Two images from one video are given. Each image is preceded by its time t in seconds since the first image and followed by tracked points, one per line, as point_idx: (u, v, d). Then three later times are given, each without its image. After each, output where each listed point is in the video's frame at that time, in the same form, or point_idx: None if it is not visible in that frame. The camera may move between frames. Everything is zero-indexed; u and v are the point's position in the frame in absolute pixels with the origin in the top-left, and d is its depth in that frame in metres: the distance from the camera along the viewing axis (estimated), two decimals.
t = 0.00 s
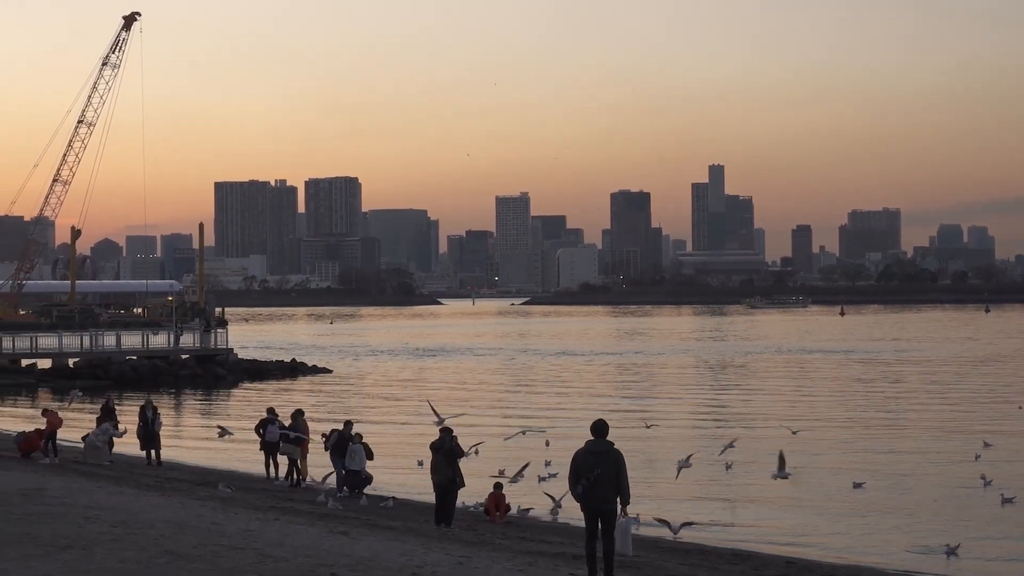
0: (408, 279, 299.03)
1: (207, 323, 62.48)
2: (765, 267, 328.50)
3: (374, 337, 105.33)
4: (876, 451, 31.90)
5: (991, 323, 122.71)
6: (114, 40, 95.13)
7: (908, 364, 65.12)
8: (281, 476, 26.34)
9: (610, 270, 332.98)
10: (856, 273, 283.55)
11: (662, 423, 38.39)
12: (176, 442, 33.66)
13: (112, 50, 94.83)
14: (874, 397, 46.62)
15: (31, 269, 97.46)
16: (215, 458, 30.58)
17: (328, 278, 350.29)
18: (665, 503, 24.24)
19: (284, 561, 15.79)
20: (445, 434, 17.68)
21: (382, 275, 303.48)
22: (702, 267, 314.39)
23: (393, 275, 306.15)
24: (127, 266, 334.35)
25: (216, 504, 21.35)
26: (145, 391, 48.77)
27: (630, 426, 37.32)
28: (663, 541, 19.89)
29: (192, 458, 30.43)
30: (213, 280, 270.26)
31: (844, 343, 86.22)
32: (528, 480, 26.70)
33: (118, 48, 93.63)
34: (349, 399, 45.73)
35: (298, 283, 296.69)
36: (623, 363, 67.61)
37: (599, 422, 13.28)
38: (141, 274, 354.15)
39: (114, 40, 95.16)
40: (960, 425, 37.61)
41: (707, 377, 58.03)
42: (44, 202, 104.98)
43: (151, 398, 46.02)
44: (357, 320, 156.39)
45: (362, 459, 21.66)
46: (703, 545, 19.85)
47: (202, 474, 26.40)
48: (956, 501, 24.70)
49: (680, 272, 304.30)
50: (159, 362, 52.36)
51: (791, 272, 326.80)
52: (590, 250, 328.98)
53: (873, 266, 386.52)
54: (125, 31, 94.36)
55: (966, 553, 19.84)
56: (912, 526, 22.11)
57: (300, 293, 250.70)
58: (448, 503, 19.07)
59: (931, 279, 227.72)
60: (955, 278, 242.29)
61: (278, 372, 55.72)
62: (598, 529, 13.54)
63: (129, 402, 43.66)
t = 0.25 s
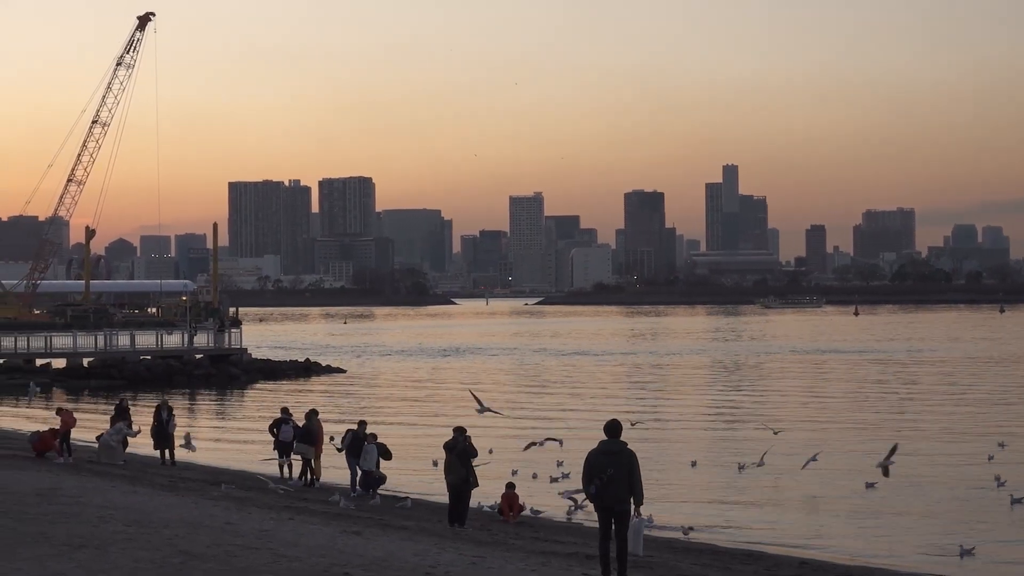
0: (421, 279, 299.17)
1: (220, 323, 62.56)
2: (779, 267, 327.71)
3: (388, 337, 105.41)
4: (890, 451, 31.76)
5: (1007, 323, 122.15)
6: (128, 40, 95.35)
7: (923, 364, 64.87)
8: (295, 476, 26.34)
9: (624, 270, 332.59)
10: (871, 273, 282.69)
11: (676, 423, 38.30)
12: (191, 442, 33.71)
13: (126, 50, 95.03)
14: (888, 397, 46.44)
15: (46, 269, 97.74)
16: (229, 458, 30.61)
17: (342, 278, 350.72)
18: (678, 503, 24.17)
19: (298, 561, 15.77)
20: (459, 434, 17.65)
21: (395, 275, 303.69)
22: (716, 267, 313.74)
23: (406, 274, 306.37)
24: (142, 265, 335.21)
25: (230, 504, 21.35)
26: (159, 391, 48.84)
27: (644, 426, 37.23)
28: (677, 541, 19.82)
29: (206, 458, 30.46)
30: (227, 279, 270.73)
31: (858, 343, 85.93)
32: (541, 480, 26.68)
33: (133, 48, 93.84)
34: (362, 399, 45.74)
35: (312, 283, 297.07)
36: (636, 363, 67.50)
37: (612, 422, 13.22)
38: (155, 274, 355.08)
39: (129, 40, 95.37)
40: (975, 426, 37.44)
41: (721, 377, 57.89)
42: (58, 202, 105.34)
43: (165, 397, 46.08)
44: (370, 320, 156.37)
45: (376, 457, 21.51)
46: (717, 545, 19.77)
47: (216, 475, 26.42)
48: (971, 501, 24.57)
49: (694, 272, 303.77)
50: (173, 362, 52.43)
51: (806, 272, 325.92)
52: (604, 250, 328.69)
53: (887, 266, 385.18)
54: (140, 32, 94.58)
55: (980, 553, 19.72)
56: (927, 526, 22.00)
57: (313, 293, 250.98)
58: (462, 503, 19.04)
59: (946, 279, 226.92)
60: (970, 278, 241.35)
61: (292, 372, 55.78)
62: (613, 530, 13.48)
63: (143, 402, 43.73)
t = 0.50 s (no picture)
0: (434, 279, 299.42)
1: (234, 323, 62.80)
2: (791, 267, 327.20)
3: (401, 337, 105.56)
4: (904, 452, 31.69)
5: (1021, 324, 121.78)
6: (141, 41, 95.63)
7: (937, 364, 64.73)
8: (307, 476, 26.37)
9: (636, 270, 332.45)
10: (883, 273, 282.07)
11: (689, 424, 38.27)
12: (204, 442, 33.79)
13: (139, 50, 95.30)
14: (902, 398, 46.36)
15: (60, 269, 98.13)
16: (242, 458, 30.68)
17: (355, 278, 351.24)
18: (690, 503, 24.16)
19: (310, 560, 15.78)
20: (471, 434, 17.64)
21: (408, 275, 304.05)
22: (729, 267, 313.33)
23: (419, 275, 306.68)
24: (156, 265, 336.15)
25: (243, 504, 21.38)
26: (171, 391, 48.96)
27: (656, 427, 37.22)
28: (690, 541, 19.80)
29: (220, 458, 30.53)
30: (240, 280, 271.40)
31: (871, 343, 85.78)
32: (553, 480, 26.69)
33: (146, 49, 94.12)
34: (375, 399, 45.80)
35: (325, 283, 297.57)
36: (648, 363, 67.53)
37: (625, 423, 13.18)
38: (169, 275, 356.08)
39: (142, 41, 95.65)
40: (989, 426, 37.34)
41: (733, 377, 57.92)
42: (71, 203, 105.76)
43: (178, 397, 46.19)
44: (382, 320, 156.55)
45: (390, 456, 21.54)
46: (729, 545, 19.75)
47: (229, 475, 26.47)
48: (984, 502, 24.51)
49: (707, 272, 303.41)
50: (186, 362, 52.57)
51: (819, 272, 325.38)
52: (616, 251, 328.64)
53: (900, 266, 384.37)
54: (153, 33, 94.86)
55: (994, 554, 19.66)
56: (940, 527, 21.93)
57: (326, 293, 251.48)
58: (474, 503, 19.03)
59: (959, 279, 226.34)
60: (984, 278, 240.66)
61: (305, 372, 55.88)
62: (625, 530, 13.45)
63: (157, 402, 43.85)
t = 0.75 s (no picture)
0: (448, 279, 299.43)
1: (248, 323, 62.86)
2: (806, 267, 326.45)
3: (415, 336, 105.53)
4: (919, 452, 31.55)
5: None
6: (156, 41, 95.80)
7: (952, 364, 64.48)
8: (321, 476, 26.36)
9: (650, 270, 332.06)
10: (898, 273, 281.26)
11: (703, 423, 38.19)
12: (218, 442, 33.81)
13: (154, 51, 95.47)
14: (917, 398, 46.18)
15: (75, 269, 98.39)
16: (256, 458, 30.70)
17: (368, 277, 351.59)
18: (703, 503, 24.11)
19: (324, 560, 15.75)
20: (484, 434, 17.60)
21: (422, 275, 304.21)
22: (743, 267, 312.71)
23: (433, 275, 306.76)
24: (170, 264, 336.78)
25: (257, 503, 21.37)
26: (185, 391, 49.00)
27: (670, 427, 37.14)
28: (704, 541, 19.74)
29: (234, 458, 30.56)
30: (254, 279, 271.91)
31: (885, 343, 85.52)
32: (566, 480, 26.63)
33: (160, 49, 94.29)
34: (388, 398, 45.81)
35: (339, 283, 297.85)
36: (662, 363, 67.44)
37: (638, 422, 13.13)
38: (184, 275, 356.86)
39: (157, 41, 95.81)
40: (1004, 426, 37.19)
41: (747, 377, 57.81)
42: (86, 202, 106.04)
43: (192, 397, 46.26)
44: (396, 320, 156.51)
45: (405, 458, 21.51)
46: (743, 546, 19.68)
47: (243, 474, 26.48)
48: (1001, 503, 24.37)
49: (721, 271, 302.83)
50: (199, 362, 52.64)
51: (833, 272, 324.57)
52: (629, 251, 328.30)
53: (915, 266, 383.28)
54: (167, 33, 95.01)
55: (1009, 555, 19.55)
56: (955, 527, 21.84)
57: (340, 293, 251.78)
58: (487, 503, 18.98)
59: (974, 279, 225.54)
60: (998, 278, 239.74)
61: (319, 372, 55.91)
62: (638, 529, 13.39)
63: (171, 402, 43.91)
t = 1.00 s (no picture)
0: (462, 278, 299.49)
1: (262, 322, 62.95)
2: (820, 267, 325.65)
3: (428, 337, 105.62)
4: (934, 452, 31.42)
5: None
6: (170, 41, 95.99)
7: (968, 364, 64.24)
8: (335, 475, 26.35)
9: (664, 270, 331.70)
10: (913, 274, 280.40)
11: (716, 423, 38.11)
12: (233, 442, 33.84)
13: (168, 50, 95.64)
14: (931, 398, 46.04)
15: (90, 269, 98.62)
16: (270, 457, 30.73)
17: (383, 277, 351.96)
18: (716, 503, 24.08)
19: (338, 560, 15.72)
20: (499, 434, 17.54)
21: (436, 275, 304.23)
22: (757, 267, 312.08)
23: (447, 274, 306.84)
24: (185, 264, 337.48)
25: (272, 503, 21.41)
26: (200, 391, 49.10)
27: (684, 427, 37.06)
28: (718, 541, 19.66)
29: (247, 457, 30.58)
30: (269, 279, 272.32)
31: (900, 343, 85.23)
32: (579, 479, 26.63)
33: (175, 49, 94.47)
34: (402, 398, 45.81)
35: (353, 283, 298.10)
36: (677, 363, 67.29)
37: (651, 423, 13.07)
38: (198, 274, 357.59)
39: (171, 41, 96.02)
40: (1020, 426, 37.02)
41: (762, 377, 57.65)
42: (101, 202, 106.30)
43: (207, 397, 46.32)
44: (410, 319, 156.44)
45: (420, 458, 21.48)
46: (757, 545, 19.58)
47: (258, 474, 26.52)
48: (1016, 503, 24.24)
49: (735, 271, 302.20)
50: (215, 361, 52.70)
51: (848, 272, 323.70)
52: (644, 251, 327.86)
53: (930, 265, 381.89)
54: (182, 33, 95.24)
55: None
56: (970, 527, 21.73)
57: (354, 293, 251.99)
58: (501, 503, 18.94)
59: (990, 279, 224.73)
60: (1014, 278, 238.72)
61: (333, 372, 55.97)
62: (654, 530, 13.34)
63: (186, 401, 43.95)
